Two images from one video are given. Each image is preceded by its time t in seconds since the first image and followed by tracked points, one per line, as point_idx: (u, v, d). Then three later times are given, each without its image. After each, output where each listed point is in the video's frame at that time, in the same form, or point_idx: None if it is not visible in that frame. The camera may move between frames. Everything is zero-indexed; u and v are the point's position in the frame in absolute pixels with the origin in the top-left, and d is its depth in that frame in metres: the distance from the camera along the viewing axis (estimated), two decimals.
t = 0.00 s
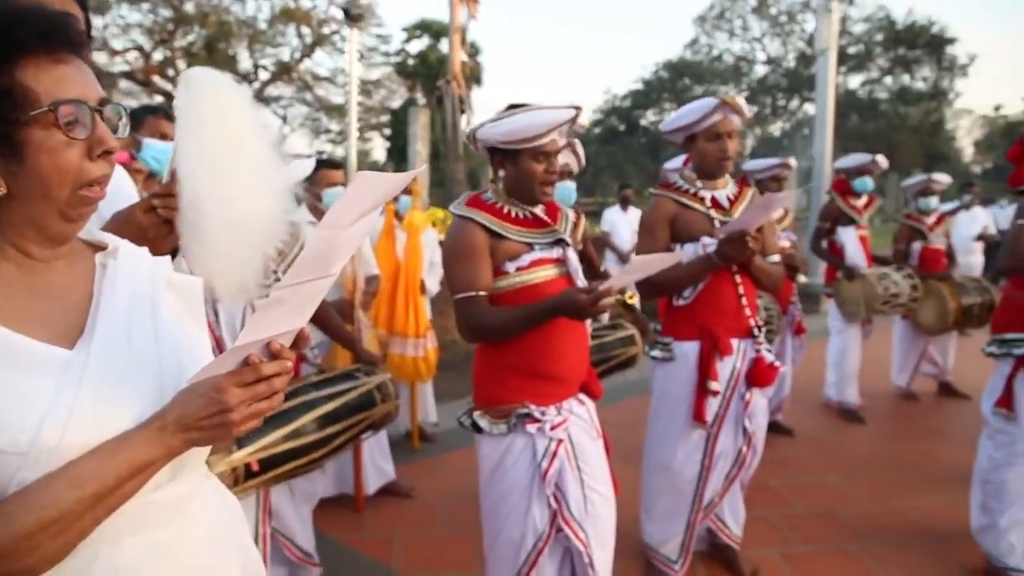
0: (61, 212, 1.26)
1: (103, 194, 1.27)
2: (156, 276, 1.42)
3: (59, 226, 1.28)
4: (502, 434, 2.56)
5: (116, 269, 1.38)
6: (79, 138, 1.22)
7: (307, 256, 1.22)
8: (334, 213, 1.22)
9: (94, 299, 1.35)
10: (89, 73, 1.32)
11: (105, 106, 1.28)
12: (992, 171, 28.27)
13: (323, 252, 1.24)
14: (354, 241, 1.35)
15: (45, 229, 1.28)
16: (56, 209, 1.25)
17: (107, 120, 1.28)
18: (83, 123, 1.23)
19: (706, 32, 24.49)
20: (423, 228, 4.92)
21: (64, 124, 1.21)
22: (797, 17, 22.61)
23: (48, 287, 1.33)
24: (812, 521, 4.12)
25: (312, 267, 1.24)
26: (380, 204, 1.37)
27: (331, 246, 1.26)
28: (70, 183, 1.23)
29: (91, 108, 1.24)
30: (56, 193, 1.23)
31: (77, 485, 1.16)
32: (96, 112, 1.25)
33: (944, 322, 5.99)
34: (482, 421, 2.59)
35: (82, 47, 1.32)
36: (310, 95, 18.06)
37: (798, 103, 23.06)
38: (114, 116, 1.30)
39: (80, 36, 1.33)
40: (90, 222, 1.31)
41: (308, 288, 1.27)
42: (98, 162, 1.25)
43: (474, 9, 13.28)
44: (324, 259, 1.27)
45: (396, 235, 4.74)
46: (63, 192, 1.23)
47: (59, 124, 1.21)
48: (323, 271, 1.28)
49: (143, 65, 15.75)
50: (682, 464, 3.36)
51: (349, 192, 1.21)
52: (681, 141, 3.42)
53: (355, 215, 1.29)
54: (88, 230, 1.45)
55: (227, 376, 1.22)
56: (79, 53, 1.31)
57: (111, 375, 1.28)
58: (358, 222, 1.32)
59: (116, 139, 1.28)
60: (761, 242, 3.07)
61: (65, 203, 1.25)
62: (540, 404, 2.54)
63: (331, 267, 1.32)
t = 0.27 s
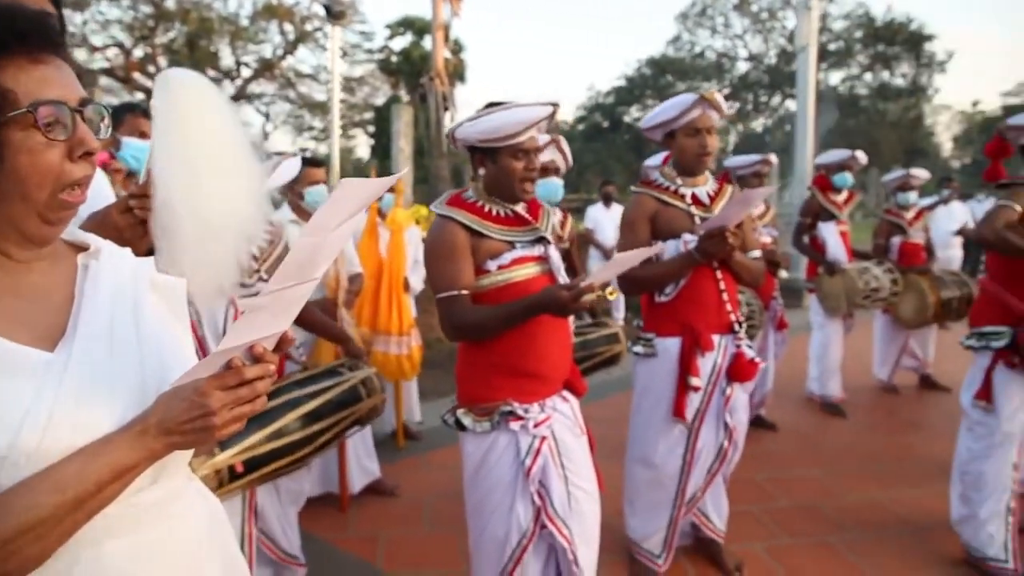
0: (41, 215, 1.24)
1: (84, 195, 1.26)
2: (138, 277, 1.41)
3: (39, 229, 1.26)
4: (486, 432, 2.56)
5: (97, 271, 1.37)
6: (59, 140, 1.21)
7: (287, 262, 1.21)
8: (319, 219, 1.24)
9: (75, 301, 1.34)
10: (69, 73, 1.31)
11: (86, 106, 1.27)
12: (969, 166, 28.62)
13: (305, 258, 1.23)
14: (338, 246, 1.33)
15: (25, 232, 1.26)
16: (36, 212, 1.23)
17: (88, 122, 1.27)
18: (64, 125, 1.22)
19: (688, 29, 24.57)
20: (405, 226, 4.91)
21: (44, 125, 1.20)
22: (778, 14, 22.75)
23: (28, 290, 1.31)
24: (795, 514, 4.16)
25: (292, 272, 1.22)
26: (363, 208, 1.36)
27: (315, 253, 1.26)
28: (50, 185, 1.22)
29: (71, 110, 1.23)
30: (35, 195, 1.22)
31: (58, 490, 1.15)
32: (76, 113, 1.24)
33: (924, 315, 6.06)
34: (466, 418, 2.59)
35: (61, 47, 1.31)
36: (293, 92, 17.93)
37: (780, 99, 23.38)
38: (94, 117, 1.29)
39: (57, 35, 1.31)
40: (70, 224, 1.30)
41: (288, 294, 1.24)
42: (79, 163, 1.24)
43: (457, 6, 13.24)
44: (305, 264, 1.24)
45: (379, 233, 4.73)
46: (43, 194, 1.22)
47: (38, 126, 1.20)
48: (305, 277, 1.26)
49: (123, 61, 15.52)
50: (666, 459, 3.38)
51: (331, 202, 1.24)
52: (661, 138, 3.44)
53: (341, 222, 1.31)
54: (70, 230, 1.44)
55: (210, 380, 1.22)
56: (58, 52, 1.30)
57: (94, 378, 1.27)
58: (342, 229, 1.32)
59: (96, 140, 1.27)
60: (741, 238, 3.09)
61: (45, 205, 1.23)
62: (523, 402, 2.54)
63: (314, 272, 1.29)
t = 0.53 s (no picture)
0: (17, 218, 1.23)
1: (61, 198, 1.25)
2: (116, 279, 1.39)
3: (14, 232, 1.25)
4: (467, 432, 2.56)
5: (74, 276, 1.36)
6: (35, 142, 1.20)
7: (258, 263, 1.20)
8: (285, 218, 1.21)
9: (51, 305, 1.33)
10: (46, 74, 1.30)
11: (63, 108, 1.27)
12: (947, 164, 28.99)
13: (276, 258, 1.22)
14: (311, 248, 1.33)
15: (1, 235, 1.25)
16: (11, 214, 1.22)
17: (65, 124, 1.26)
18: (40, 127, 1.21)
19: (669, 29, 24.70)
20: (387, 226, 4.89)
21: (20, 128, 1.19)
22: (759, 15, 22.93)
23: (5, 294, 1.30)
24: (775, 509, 4.20)
25: (267, 274, 1.22)
26: (337, 205, 1.34)
27: (284, 254, 1.24)
28: (26, 188, 1.20)
29: (48, 112, 1.22)
30: (11, 198, 1.20)
31: (31, 498, 1.14)
32: (52, 115, 1.23)
33: (902, 312, 6.14)
34: (447, 419, 2.60)
35: (38, 48, 1.30)
36: (274, 93, 17.81)
37: (761, 98, 23.54)
38: (71, 119, 1.28)
39: (33, 36, 1.30)
40: (47, 228, 1.29)
41: (264, 295, 1.24)
42: (55, 166, 1.23)
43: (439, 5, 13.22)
44: (278, 264, 1.24)
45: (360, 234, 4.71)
46: (18, 197, 1.21)
47: (13, 128, 1.18)
48: (280, 279, 1.26)
49: (101, 61, 15.33)
50: (647, 457, 3.40)
51: (297, 198, 1.20)
52: (641, 136, 3.45)
53: (308, 219, 1.27)
54: (47, 233, 1.41)
55: (187, 386, 1.22)
56: (35, 53, 1.29)
57: (69, 383, 1.26)
58: (312, 229, 1.30)
59: (73, 142, 1.26)
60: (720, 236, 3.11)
61: (20, 208, 1.22)
62: (504, 402, 2.54)
63: (290, 275, 1.28)
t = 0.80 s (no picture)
0: None
1: (30, 198, 1.23)
2: (86, 282, 1.36)
3: None
4: (443, 437, 2.55)
5: (40, 282, 1.35)
6: (3, 141, 1.17)
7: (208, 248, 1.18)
8: (229, 199, 1.17)
9: (18, 309, 1.33)
10: (16, 72, 1.28)
11: (33, 107, 1.25)
12: (919, 170, 29.44)
13: (226, 244, 1.20)
14: (267, 237, 1.30)
15: None
16: None
17: (35, 123, 1.24)
18: (9, 125, 1.18)
19: (648, 33, 24.87)
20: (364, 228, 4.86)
21: None
22: (736, 20, 23.17)
23: None
24: (749, 511, 4.24)
25: (220, 263, 1.21)
26: (290, 186, 1.29)
27: (234, 239, 1.21)
28: None
29: (17, 111, 1.20)
30: None
31: None
32: (22, 114, 1.20)
33: (875, 315, 6.21)
34: (422, 423, 2.58)
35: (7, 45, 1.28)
36: (252, 92, 17.64)
37: (739, 103, 23.76)
38: (41, 118, 1.26)
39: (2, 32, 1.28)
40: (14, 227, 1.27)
41: (227, 291, 1.26)
42: (25, 165, 1.21)
43: (419, 6, 13.19)
44: (231, 251, 1.22)
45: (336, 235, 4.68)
46: None
47: None
48: (238, 271, 1.26)
49: (75, 58, 15.09)
50: (624, 461, 3.41)
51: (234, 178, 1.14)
52: (618, 140, 3.46)
53: (256, 202, 1.23)
54: (15, 234, 1.39)
55: (157, 392, 1.20)
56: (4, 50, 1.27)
57: (31, 390, 1.26)
58: (264, 216, 1.27)
59: (43, 141, 1.24)
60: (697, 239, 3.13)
61: None
62: (479, 406, 2.54)
63: (251, 270, 1.30)
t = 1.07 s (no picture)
0: None
1: None
2: (56, 286, 1.36)
3: None
4: (423, 442, 2.54)
5: (9, 284, 1.33)
6: None
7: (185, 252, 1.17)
8: (209, 204, 1.17)
9: None
10: None
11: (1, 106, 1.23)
12: (895, 176, 29.86)
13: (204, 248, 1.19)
14: (246, 242, 1.29)
15: None
16: None
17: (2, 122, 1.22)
18: None
19: (629, 39, 25.02)
20: (343, 233, 4.83)
21: None
22: (716, 28, 23.40)
23: None
24: (729, 514, 4.26)
25: (196, 267, 1.20)
26: (271, 189, 1.27)
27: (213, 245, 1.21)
28: None
29: None
30: None
31: None
32: None
33: (852, 319, 6.28)
34: (402, 428, 2.57)
35: None
36: (231, 96, 17.51)
37: (718, 109, 23.98)
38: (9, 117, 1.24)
39: None
40: None
41: (201, 296, 1.25)
42: None
43: (400, 11, 13.16)
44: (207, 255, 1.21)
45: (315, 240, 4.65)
46: None
47: None
48: (215, 276, 1.25)
49: (51, 60, 14.89)
50: (605, 465, 3.41)
51: (220, 183, 1.15)
52: (598, 145, 3.47)
53: (238, 207, 1.23)
54: None
55: (128, 396, 1.18)
56: None
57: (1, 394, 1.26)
58: (244, 221, 1.26)
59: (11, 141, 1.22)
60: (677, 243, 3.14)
61: None
62: (460, 411, 2.53)
63: (228, 274, 1.28)
